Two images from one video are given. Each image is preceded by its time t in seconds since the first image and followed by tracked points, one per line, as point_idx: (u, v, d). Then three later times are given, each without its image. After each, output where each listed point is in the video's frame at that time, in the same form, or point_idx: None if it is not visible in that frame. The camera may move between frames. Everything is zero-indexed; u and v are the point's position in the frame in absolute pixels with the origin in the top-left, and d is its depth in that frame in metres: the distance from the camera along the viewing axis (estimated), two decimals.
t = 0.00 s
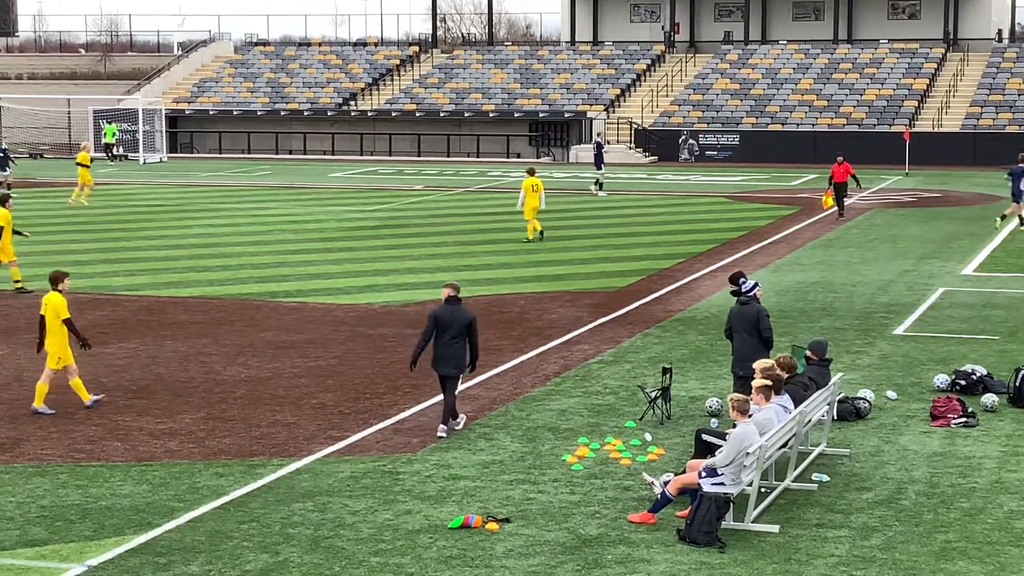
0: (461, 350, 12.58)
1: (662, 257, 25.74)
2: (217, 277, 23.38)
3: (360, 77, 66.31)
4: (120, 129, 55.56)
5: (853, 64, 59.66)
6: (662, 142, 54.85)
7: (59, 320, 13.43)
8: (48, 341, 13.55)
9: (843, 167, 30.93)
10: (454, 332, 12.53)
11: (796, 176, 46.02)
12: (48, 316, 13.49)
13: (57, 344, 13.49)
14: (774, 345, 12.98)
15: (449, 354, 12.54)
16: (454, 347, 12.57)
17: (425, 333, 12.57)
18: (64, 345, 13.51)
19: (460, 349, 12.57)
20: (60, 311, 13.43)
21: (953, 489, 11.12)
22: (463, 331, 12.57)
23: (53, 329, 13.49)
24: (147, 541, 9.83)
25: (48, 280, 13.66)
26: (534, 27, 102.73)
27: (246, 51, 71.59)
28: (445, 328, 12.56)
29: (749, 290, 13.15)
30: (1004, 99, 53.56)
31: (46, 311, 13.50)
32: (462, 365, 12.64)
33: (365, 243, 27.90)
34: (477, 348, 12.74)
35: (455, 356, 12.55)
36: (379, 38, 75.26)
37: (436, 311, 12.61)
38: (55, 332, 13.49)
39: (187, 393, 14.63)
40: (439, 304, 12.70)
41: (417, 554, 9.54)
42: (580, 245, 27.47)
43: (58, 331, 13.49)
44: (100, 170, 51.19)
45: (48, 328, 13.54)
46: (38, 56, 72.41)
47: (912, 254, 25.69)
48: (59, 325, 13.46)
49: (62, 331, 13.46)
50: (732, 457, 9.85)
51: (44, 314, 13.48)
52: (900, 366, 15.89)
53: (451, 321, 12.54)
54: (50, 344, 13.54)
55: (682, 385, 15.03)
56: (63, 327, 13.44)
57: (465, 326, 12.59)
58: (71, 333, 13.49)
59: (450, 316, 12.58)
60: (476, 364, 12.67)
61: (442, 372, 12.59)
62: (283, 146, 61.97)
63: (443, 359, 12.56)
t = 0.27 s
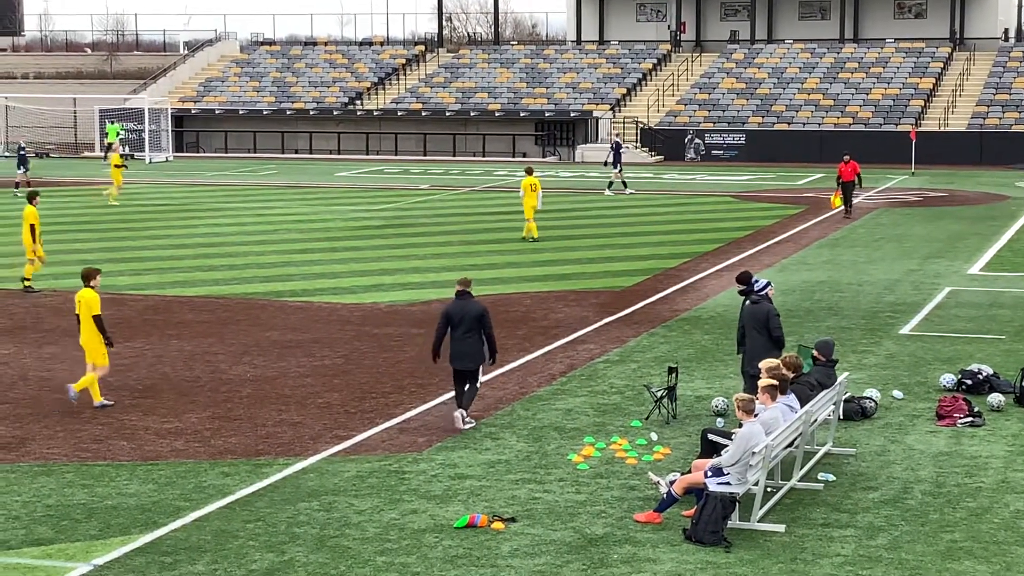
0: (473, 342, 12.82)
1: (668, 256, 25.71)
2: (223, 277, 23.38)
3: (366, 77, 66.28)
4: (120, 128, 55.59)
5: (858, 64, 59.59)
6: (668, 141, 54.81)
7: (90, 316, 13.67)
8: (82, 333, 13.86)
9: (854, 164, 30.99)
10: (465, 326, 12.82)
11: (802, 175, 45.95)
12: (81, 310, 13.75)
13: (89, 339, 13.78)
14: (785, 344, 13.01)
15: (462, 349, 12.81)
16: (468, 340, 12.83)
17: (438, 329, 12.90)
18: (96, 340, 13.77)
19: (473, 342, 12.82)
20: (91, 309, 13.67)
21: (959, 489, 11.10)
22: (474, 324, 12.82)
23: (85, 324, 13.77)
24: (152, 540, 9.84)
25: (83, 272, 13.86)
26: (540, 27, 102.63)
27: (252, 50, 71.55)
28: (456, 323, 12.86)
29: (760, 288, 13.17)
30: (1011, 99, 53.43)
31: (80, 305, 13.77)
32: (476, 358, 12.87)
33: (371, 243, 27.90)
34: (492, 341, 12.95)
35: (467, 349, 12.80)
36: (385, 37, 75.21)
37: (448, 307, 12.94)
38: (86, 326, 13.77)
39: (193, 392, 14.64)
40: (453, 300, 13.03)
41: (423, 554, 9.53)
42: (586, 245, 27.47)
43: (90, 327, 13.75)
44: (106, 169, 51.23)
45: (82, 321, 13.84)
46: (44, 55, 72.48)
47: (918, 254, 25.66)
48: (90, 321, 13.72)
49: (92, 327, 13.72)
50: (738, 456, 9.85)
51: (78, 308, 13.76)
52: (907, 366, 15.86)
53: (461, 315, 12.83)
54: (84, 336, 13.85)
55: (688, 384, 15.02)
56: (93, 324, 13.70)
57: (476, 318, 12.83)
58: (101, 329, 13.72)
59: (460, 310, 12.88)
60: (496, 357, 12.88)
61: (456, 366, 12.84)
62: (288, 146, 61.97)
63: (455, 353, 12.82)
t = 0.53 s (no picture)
0: (484, 339, 12.81)
1: (671, 256, 25.71)
2: (227, 277, 23.39)
3: (370, 77, 66.27)
4: (120, 129, 55.63)
5: (862, 63, 59.55)
6: (672, 141, 54.78)
7: (113, 315, 13.67)
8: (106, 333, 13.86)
9: (859, 166, 31.20)
10: (476, 323, 12.82)
11: (806, 175, 45.92)
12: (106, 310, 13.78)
13: (112, 338, 13.77)
14: (791, 344, 12.99)
15: (472, 346, 12.84)
16: (478, 337, 12.83)
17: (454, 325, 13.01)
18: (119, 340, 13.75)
19: (482, 339, 12.81)
20: (115, 308, 13.68)
21: (963, 489, 11.09)
22: (484, 321, 12.81)
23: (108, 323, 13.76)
24: (155, 539, 9.85)
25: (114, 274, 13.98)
26: (544, 26, 102.58)
27: (255, 50, 71.57)
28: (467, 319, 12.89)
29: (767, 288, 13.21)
30: (1015, 98, 53.38)
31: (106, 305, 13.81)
32: (486, 355, 12.84)
33: (375, 243, 27.92)
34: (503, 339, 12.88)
35: (476, 346, 12.81)
36: (389, 37, 75.20)
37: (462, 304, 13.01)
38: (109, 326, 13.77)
39: (197, 392, 14.65)
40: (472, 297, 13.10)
41: (426, 554, 9.54)
42: (590, 244, 27.46)
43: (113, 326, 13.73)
44: (110, 169, 51.26)
45: (106, 321, 13.84)
46: (48, 55, 72.55)
47: (922, 254, 25.65)
48: (113, 320, 13.71)
49: (115, 325, 13.70)
50: (741, 456, 9.85)
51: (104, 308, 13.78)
52: (910, 366, 15.85)
53: (471, 312, 12.86)
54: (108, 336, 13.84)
55: (692, 384, 15.01)
56: (115, 322, 13.69)
57: (485, 316, 12.80)
58: (124, 329, 13.71)
59: (472, 307, 12.91)
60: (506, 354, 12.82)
61: (467, 363, 12.86)
62: (292, 145, 61.98)
63: (466, 350, 12.88)
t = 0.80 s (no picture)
0: (501, 338, 12.93)
1: (673, 256, 25.70)
2: (229, 276, 23.40)
3: (371, 77, 66.24)
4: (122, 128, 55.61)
5: (864, 63, 59.52)
6: (674, 141, 54.77)
7: (147, 313, 13.79)
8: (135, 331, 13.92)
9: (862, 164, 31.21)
10: (494, 321, 12.94)
11: (808, 175, 45.89)
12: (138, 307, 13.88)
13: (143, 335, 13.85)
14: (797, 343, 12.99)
15: (488, 344, 12.96)
16: (494, 335, 12.94)
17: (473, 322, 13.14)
18: (150, 338, 13.84)
19: (499, 338, 12.93)
20: (148, 306, 13.82)
21: (965, 489, 11.09)
22: (501, 320, 12.93)
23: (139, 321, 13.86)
24: (158, 539, 9.85)
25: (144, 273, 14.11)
26: (546, 26, 102.58)
27: (257, 50, 71.56)
28: (486, 317, 13.00)
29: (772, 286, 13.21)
30: (1017, 98, 53.34)
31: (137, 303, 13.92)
32: (501, 354, 12.95)
33: (377, 242, 27.91)
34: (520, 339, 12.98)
35: (493, 344, 12.94)
36: (391, 37, 75.22)
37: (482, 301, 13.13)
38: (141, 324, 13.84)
39: (199, 392, 14.65)
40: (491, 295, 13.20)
41: (429, 554, 9.53)
42: (592, 244, 27.44)
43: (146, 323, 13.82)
44: (112, 168, 51.26)
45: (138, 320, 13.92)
46: (50, 55, 72.56)
47: (924, 254, 25.63)
48: (147, 318, 13.82)
49: (148, 323, 13.81)
50: (744, 456, 9.84)
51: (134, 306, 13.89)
52: (912, 366, 15.84)
53: (489, 310, 12.97)
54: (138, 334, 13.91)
55: (694, 384, 15.00)
56: (149, 320, 13.80)
57: (503, 315, 12.92)
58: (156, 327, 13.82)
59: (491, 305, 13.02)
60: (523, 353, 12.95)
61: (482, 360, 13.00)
62: (294, 145, 61.97)
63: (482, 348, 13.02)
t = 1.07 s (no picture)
0: (518, 334, 13.20)
1: (674, 256, 25.69)
2: (230, 276, 23.40)
3: (372, 77, 66.23)
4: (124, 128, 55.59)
5: (865, 63, 59.50)
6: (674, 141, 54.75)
7: (177, 308, 14.04)
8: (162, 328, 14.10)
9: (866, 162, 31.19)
10: (511, 318, 13.21)
11: (809, 175, 45.87)
12: (165, 303, 14.11)
13: (171, 332, 14.03)
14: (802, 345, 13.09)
15: (506, 340, 13.20)
16: (512, 332, 13.22)
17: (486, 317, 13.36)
18: (176, 334, 14.05)
19: (514, 334, 13.21)
20: (177, 301, 14.07)
21: (966, 489, 11.08)
22: (518, 317, 13.20)
23: (168, 317, 14.07)
24: (158, 539, 9.85)
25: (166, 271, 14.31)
26: (546, 26, 102.59)
27: (258, 50, 71.55)
28: (502, 314, 13.26)
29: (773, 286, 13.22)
30: (1018, 98, 53.29)
31: (162, 300, 14.13)
32: (517, 349, 13.20)
33: (378, 242, 27.89)
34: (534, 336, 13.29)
35: (510, 340, 13.19)
36: (392, 36, 75.23)
37: (497, 297, 13.35)
38: (170, 320, 14.04)
39: (199, 392, 14.64)
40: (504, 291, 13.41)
41: (429, 554, 9.53)
42: (593, 244, 27.44)
43: (175, 318, 14.05)
44: (113, 168, 51.22)
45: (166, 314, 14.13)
46: (51, 55, 72.56)
47: (925, 254, 25.62)
48: (176, 313, 14.06)
49: (177, 318, 14.05)
50: (745, 455, 9.85)
51: (161, 303, 14.11)
52: (913, 366, 15.83)
53: (505, 307, 13.24)
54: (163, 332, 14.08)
55: (695, 384, 15.00)
56: (179, 314, 14.05)
57: (521, 311, 13.20)
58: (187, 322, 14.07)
59: (507, 301, 13.26)
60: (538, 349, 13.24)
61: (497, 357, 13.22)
62: (295, 145, 61.97)
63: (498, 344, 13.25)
